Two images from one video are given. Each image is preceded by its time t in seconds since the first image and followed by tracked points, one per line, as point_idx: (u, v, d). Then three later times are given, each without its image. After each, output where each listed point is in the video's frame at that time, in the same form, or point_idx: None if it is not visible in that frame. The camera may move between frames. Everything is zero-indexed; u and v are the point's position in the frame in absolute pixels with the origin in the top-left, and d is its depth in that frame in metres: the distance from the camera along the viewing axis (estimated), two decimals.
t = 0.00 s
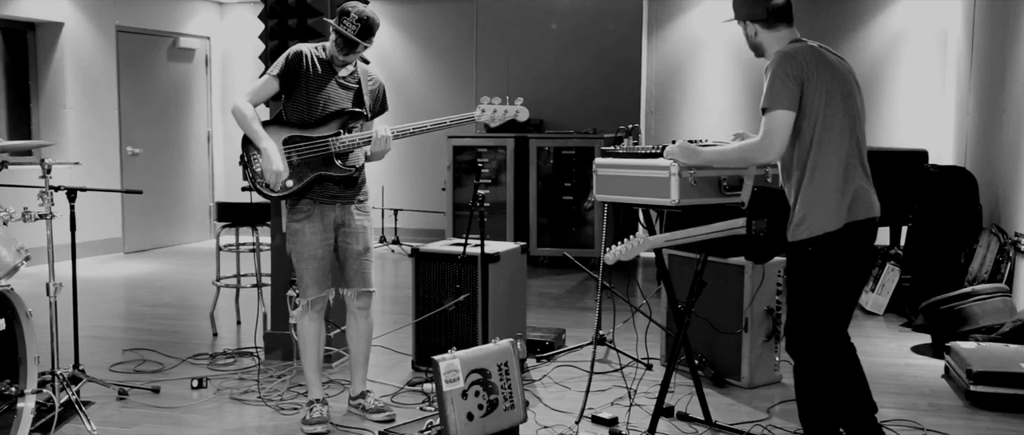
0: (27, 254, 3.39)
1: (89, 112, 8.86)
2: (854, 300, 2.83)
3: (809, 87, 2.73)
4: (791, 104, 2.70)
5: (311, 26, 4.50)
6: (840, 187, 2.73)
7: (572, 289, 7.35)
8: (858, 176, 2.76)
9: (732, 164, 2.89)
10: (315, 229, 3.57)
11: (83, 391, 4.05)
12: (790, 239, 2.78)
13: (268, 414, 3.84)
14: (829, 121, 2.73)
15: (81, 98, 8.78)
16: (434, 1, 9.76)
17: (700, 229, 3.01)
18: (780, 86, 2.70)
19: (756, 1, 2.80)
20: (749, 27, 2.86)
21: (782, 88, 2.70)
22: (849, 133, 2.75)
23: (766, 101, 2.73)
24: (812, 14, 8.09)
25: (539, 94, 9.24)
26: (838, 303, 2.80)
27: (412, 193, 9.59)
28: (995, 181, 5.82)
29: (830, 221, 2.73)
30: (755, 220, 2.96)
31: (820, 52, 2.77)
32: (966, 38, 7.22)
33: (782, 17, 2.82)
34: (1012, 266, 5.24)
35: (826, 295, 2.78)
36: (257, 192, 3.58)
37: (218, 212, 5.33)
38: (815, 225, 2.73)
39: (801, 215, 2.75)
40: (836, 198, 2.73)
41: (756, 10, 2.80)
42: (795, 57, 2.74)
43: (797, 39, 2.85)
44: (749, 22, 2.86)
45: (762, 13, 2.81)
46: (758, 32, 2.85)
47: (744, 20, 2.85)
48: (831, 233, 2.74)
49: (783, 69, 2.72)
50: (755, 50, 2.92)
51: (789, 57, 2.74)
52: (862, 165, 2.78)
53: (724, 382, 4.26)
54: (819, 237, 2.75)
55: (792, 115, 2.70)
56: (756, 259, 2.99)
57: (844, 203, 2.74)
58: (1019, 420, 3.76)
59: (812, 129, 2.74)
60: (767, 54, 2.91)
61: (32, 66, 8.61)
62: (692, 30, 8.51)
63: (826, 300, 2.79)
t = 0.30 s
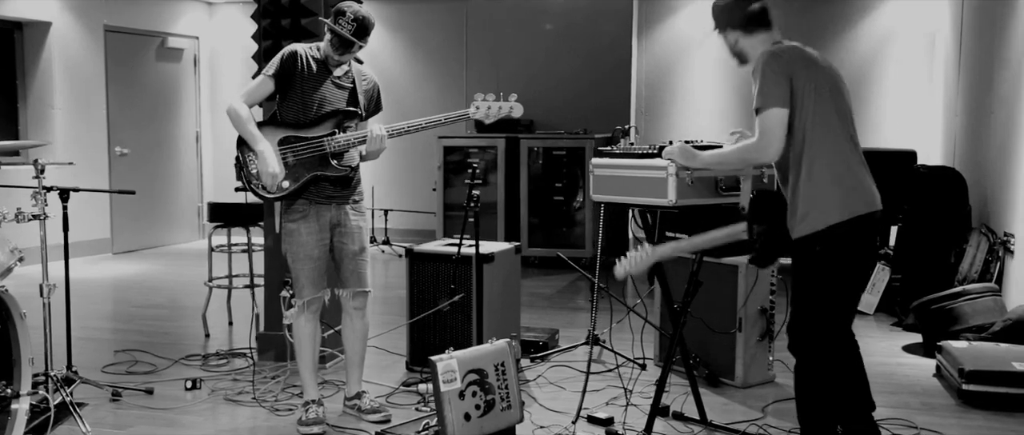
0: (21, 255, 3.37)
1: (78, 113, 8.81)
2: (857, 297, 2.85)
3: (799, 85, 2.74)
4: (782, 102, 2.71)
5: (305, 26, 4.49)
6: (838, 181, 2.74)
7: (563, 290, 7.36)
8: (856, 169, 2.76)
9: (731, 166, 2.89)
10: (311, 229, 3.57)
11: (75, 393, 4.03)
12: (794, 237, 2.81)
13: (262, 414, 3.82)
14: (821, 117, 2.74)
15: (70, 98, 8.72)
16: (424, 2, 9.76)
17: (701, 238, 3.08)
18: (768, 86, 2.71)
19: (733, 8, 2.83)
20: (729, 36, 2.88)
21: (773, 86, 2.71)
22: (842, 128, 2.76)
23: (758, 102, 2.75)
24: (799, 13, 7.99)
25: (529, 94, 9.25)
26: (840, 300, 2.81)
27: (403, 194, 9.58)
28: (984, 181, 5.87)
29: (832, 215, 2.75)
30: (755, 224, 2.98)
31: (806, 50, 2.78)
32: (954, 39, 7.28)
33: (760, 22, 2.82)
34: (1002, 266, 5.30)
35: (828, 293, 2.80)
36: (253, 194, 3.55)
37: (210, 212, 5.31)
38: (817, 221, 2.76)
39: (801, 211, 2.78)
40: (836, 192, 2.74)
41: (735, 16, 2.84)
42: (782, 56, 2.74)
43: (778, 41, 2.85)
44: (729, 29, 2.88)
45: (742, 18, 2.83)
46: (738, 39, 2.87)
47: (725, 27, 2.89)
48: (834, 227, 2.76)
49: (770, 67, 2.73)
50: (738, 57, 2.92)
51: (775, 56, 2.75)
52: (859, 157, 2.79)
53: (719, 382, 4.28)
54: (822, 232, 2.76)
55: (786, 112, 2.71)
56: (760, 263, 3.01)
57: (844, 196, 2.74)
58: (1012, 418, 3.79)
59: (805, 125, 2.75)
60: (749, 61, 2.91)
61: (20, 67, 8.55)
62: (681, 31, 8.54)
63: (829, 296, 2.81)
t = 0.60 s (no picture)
0: (17, 257, 3.35)
1: (68, 115, 8.76)
2: (857, 295, 2.86)
3: (795, 92, 2.74)
4: (779, 110, 2.71)
5: (300, 26, 4.50)
6: (841, 183, 2.75)
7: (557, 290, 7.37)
8: (857, 172, 2.77)
9: (734, 171, 2.88)
10: (308, 230, 3.56)
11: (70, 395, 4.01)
12: (795, 240, 2.80)
13: (259, 416, 3.81)
14: (819, 122, 2.75)
15: (60, 99, 8.68)
16: (415, 2, 9.75)
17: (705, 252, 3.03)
18: (763, 96, 2.72)
19: (717, 29, 2.84)
20: (716, 56, 2.88)
21: (768, 96, 2.71)
22: (839, 131, 2.77)
23: (754, 112, 2.75)
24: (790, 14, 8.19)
25: (521, 94, 9.25)
26: (840, 300, 2.82)
27: (395, 194, 9.57)
28: (976, 180, 5.91)
29: (837, 218, 2.75)
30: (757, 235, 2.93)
31: (799, 57, 2.79)
32: (944, 39, 7.33)
33: (744, 38, 2.84)
34: (994, 265, 5.35)
35: (827, 292, 2.81)
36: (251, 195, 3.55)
37: (204, 213, 5.29)
38: (821, 224, 2.76)
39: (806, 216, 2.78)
40: (839, 194, 2.75)
41: (719, 37, 2.84)
42: (777, 65, 2.75)
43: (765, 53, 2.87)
44: (716, 51, 2.88)
45: (728, 35, 2.83)
46: (727, 58, 2.86)
47: (710, 50, 2.88)
48: (839, 229, 2.76)
49: (766, 77, 2.73)
50: (730, 75, 2.91)
51: (770, 66, 2.76)
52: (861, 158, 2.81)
53: (715, 381, 4.29)
54: (827, 235, 2.77)
55: (783, 121, 2.71)
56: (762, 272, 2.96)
57: (850, 198, 2.76)
58: (1007, 416, 3.82)
59: (804, 131, 2.76)
60: (741, 78, 2.91)
61: (10, 68, 8.50)
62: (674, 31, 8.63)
63: (828, 297, 2.81)
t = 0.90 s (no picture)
0: (18, 257, 3.35)
1: (63, 115, 8.73)
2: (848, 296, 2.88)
3: (808, 87, 2.76)
4: (792, 105, 2.72)
5: (300, 27, 4.48)
6: (834, 183, 2.77)
7: (555, 290, 7.37)
8: (853, 173, 2.80)
9: (732, 168, 2.89)
10: (309, 230, 3.55)
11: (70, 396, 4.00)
12: (786, 236, 2.82)
13: (261, 417, 3.80)
14: (828, 121, 2.78)
15: (55, 99, 8.65)
16: (411, 2, 9.74)
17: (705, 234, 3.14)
18: (779, 86, 2.73)
19: (745, 5, 2.83)
20: (737, 33, 2.88)
21: (783, 89, 2.72)
22: (845, 133, 2.80)
23: (768, 103, 2.75)
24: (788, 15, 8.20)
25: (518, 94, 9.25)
26: (835, 300, 2.84)
27: (392, 194, 9.56)
28: (972, 180, 5.93)
29: (829, 217, 2.77)
30: (751, 224, 3.02)
31: (815, 54, 2.81)
32: (939, 40, 7.36)
33: (769, 22, 2.85)
34: (991, 264, 5.37)
35: (823, 291, 2.83)
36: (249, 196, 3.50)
37: (203, 214, 5.29)
38: (813, 222, 2.77)
39: (795, 212, 2.79)
40: (835, 193, 2.77)
41: (745, 14, 2.83)
42: (793, 57, 2.76)
43: (784, 43, 2.88)
44: (737, 27, 2.88)
45: (753, 16, 2.83)
46: (747, 37, 2.86)
47: (732, 25, 2.88)
48: (828, 229, 2.78)
49: (782, 70, 2.74)
50: (743, 55, 2.93)
51: (787, 57, 2.77)
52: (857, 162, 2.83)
53: (715, 381, 4.30)
54: (818, 233, 2.78)
55: (793, 115, 2.73)
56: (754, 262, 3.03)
57: (840, 199, 2.78)
58: (1006, 415, 3.83)
59: (812, 128, 2.78)
60: (755, 60, 2.93)
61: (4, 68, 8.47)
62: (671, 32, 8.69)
63: (824, 296, 2.83)
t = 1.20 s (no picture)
0: (19, 259, 3.33)
1: (57, 116, 8.69)
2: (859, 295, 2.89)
3: (799, 95, 2.77)
4: (787, 113, 2.73)
5: (300, 28, 4.48)
6: (842, 185, 2.77)
7: (552, 290, 7.37)
8: (858, 173, 2.80)
9: (739, 173, 2.89)
10: (312, 231, 3.53)
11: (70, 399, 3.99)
12: (796, 240, 2.82)
13: (262, 419, 3.80)
14: (823, 127, 2.78)
15: (49, 100, 8.61)
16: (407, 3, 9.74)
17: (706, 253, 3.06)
18: (769, 97, 2.73)
19: (729, 21, 2.83)
20: (718, 49, 2.89)
21: (774, 99, 2.73)
22: (841, 135, 2.79)
23: (762, 114, 2.76)
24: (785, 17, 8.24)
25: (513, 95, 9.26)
26: (844, 299, 2.84)
27: (388, 195, 9.55)
28: (968, 181, 5.96)
29: (841, 219, 2.77)
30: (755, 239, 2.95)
31: (801, 62, 2.81)
32: (934, 41, 7.40)
33: (752, 38, 2.84)
34: (987, 264, 5.39)
35: (832, 292, 2.83)
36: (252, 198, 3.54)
37: (201, 215, 5.28)
38: (825, 224, 2.78)
39: (811, 216, 2.80)
40: (842, 194, 2.77)
41: (729, 31, 2.83)
42: (781, 68, 2.77)
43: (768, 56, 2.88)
44: (719, 43, 2.88)
45: (736, 31, 2.83)
46: (729, 53, 2.86)
47: (716, 41, 2.88)
48: (839, 231, 2.78)
49: (771, 80, 2.75)
50: (726, 71, 2.92)
51: (774, 69, 2.77)
52: (859, 161, 2.82)
53: (715, 382, 4.31)
54: (830, 235, 2.78)
55: (789, 123, 2.73)
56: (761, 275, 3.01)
57: (848, 200, 2.78)
58: (1006, 414, 3.85)
59: (810, 134, 2.78)
60: (738, 75, 2.91)
61: None
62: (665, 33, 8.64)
63: (833, 297, 2.83)
